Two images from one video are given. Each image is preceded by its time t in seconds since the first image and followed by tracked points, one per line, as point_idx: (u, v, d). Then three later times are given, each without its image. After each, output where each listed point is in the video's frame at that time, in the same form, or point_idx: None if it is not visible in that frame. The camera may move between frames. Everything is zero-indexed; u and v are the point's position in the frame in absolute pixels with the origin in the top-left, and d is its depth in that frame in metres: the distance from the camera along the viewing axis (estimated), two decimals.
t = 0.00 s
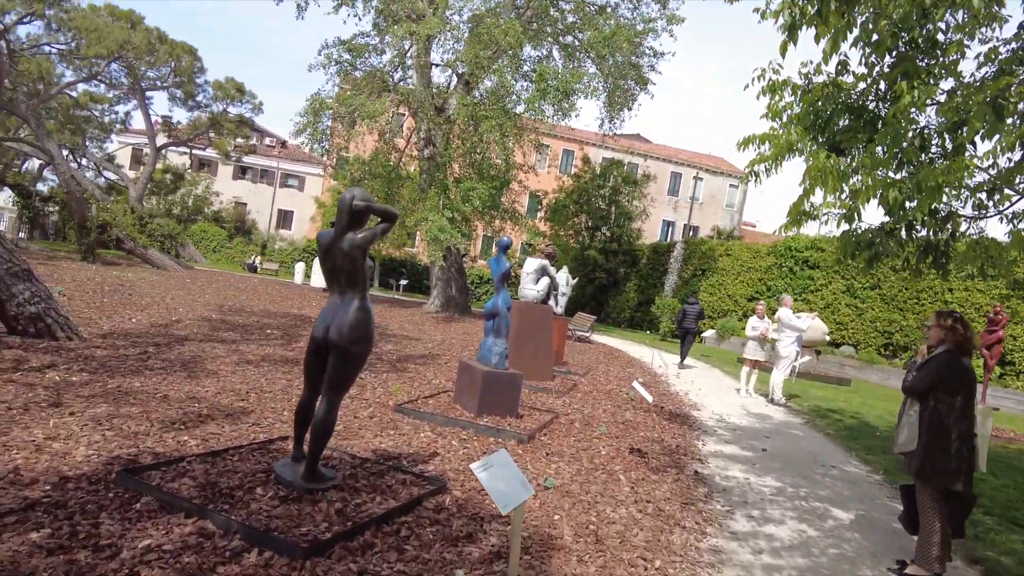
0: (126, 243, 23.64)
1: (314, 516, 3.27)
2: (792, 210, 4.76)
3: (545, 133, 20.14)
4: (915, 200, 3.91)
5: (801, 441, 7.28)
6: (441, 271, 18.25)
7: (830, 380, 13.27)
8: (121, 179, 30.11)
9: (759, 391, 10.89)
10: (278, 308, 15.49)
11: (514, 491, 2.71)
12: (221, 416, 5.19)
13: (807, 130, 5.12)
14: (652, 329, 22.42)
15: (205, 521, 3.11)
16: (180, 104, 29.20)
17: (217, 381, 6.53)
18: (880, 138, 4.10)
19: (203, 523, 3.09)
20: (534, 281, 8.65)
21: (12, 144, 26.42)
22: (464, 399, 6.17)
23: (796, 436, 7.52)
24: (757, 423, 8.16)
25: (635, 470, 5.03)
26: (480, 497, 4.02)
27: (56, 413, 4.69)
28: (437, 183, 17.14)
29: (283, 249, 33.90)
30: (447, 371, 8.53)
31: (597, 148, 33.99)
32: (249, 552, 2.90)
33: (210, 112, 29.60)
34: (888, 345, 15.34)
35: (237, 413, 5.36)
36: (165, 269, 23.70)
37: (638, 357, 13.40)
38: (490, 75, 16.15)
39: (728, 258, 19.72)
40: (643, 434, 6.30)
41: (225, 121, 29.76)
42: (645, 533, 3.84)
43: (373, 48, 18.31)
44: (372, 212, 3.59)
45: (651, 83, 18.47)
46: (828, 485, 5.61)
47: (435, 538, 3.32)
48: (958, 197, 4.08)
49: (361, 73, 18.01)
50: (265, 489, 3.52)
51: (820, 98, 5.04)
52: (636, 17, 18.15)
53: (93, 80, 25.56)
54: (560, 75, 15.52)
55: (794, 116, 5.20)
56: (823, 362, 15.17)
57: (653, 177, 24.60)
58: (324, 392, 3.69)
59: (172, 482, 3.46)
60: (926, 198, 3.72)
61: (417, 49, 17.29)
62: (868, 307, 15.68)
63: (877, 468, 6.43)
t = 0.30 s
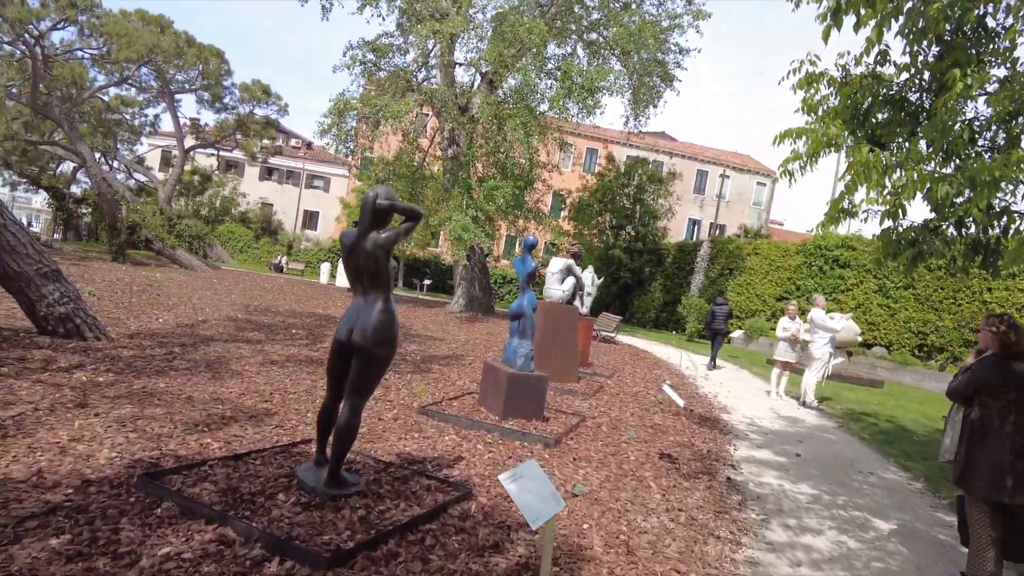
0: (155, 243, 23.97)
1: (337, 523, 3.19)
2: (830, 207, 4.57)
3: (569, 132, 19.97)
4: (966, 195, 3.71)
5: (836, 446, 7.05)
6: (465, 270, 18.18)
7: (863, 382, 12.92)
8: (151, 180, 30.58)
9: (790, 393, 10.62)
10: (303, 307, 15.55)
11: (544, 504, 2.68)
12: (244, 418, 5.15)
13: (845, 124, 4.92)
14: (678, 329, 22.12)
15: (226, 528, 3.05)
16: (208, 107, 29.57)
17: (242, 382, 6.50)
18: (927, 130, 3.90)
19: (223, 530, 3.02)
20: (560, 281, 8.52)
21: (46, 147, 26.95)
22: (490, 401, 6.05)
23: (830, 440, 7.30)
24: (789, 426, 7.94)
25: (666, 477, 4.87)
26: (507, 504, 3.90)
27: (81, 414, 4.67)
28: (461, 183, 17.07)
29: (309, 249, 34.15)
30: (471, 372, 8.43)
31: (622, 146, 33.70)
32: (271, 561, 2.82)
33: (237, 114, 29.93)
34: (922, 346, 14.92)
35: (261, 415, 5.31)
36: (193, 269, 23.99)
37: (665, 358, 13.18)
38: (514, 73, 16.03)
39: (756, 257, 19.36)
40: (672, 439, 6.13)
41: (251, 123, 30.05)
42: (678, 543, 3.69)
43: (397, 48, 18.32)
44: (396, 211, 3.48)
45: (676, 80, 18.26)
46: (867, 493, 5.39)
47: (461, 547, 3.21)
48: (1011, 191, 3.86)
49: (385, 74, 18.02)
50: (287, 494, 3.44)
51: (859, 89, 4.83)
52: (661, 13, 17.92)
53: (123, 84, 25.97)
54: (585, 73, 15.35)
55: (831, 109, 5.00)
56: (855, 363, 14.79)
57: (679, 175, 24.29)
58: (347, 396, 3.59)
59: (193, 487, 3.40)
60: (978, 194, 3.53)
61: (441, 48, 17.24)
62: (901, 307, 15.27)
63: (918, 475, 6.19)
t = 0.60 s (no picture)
0: (184, 245, 24.27)
1: (355, 527, 3.08)
2: (871, 198, 4.35)
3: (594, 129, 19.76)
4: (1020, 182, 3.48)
5: (875, 448, 6.76)
6: (489, 269, 18.06)
7: (900, 383, 12.50)
8: (181, 183, 31.04)
9: (824, 394, 10.30)
10: (328, 307, 15.56)
11: (573, 512, 2.60)
12: (265, 418, 5.08)
13: (885, 111, 4.69)
14: (706, 328, 21.75)
15: (241, 532, 2.96)
16: (235, 109, 29.93)
17: (264, 382, 6.45)
18: (977, 114, 3.67)
19: (239, 534, 2.93)
20: (585, 279, 8.38)
21: (79, 152, 27.46)
22: (514, 401, 5.91)
23: (868, 443, 7.02)
24: (824, 428, 7.67)
25: (697, 481, 4.68)
26: (531, 508, 3.77)
27: (103, 414, 4.63)
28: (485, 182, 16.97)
29: (335, 250, 34.35)
30: (495, 372, 8.29)
31: (647, 144, 33.35)
32: (286, 568, 2.73)
33: (263, 116, 30.25)
34: (961, 345, 14.43)
35: (282, 416, 5.23)
36: (221, 270, 24.22)
37: (693, 358, 12.92)
38: (538, 70, 15.87)
39: (786, 254, 18.94)
40: (703, 441, 5.93)
41: (278, 125, 30.31)
42: (711, 551, 3.52)
43: (420, 48, 18.29)
44: (417, 204, 3.36)
45: (703, 75, 18.02)
46: (909, 498, 5.14)
47: (483, 554, 3.07)
48: None
49: (408, 73, 17.99)
50: (305, 497, 3.35)
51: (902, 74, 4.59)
52: (687, 7, 17.64)
53: (153, 88, 26.36)
54: (609, 68, 15.13)
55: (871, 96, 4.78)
56: (890, 363, 14.35)
57: (706, 172, 23.92)
58: (366, 395, 3.47)
59: (210, 489, 3.33)
60: None
61: (464, 47, 17.19)
62: (937, 305, 14.81)
63: (963, 480, 5.90)
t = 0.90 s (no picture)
0: (214, 245, 24.56)
1: (364, 536, 2.95)
2: (914, 187, 4.07)
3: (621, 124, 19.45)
4: None
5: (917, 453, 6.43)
6: (514, 268, 17.90)
7: (942, 383, 12.02)
8: (212, 185, 31.48)
9: (860, 394, 9.93)
10: (354, 306, 15.55)
11: (582, 531, 2.54)
12: (281, 419, 4.98)
13: (929, 96, 4.40)
14: (737, 326, 21.30)
15: (245, 540, 2.85)
16: (264, 111, 30.26)
17: (283, 382, 6.37)
18: None
19: (243, 543, 2.82)
20: (610, 276, 8.18)
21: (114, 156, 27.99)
22: (536, 403, 5.73)
23: (909, 446, 6.69)
24: (862, 430, 7.35)
25: (727, 487, 4.46)
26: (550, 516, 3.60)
27: (119, 415, 4.58)
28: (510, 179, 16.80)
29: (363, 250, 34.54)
30: (518, 371, 8.12)
31: (675, 139, 32.86)
32: None
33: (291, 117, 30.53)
34: (1006, 342, 13.86)
35: (299, 417, 5.13)
36: (252, 271, 24.43)
37: (723, 357, 12.59)
38: (563, 66, 15.66)
39: (820, 250, 18.42)
40: (733, 445, 5.68)
41: (306, 127, 30.53)
42: (741, 563, 3.32)
43: (445, 45, 18.18)
44: (427, 198, 3.21)
45: (733, 68, 17.62)
46: (955, 507, 4.84)
47: (497, 567, 2.92)
48: None
49: (433, 71, 17.90)
50: (314, 503, 3.22)
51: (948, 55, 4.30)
52: None
53: (184, 92, 26.71)
54: (636, 62, 14.84)
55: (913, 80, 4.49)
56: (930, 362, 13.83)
57: (735, 166, 23.44)
58: (376, 397, 3.34)
59: (217, 494, 3.23)
60: None
61: (489, 43, 17.05)
62: (981, 301, 14.25)
63: (1013, 487, 5.57)
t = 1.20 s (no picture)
0: (247, 245, 24.88)
1: (374, 542, 2.85)
2: (960, 178, 3.81)
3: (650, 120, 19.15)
4: None
5: (961, 458, 6.13)
6: (541, 266, 17.74)
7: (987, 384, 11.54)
8: (245, 186, 31.93)
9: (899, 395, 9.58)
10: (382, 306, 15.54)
11: (595, 543, 2.52)
12: (300, 419, 4.92)
13: (975, 81, 4.14)
14: (770, 325, 20.82)
15: (252, 546, 2.78)
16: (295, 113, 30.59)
17: (306, 382, 6.33)
18: None
19: (250, 548, 2.75)
20: (636, 274, 8.00)
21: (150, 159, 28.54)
22: (559, 404, 5.58)
23: (952, 451, 6.39)
24: (901, 433, 7.05)
25: (758, 494, 4.26)
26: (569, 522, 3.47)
27: (139, 415, 4.56)
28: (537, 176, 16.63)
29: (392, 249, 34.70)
30: (543, 371, 7.97)
31: (706, 134, 32.33)
32: None
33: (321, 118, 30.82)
34: None
35: (318, 417, 5.07)
36: (283, 270, 24.68)
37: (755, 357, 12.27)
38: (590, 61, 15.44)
39: (856, 246, 17.88)
40: (764, 448, 5.46)
41: (336, 127, 30.74)
42: None
43: (472, 43, 18.10)
44: (440, 193, 3.10)
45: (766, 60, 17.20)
46: (1004, 517, 4.57)
47: None
48: None
49: (460, 69, 17.82)
50: (325, 508, 3.14)
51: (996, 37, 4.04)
52: None
53: (217, 95, 27.10)
54: (665, 55, 14.55)
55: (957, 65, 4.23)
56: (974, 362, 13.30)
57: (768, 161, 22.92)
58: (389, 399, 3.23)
59: (227, 497, 3.17)
60: None
61: (515, 40, 16.93)
62: None
63: None
